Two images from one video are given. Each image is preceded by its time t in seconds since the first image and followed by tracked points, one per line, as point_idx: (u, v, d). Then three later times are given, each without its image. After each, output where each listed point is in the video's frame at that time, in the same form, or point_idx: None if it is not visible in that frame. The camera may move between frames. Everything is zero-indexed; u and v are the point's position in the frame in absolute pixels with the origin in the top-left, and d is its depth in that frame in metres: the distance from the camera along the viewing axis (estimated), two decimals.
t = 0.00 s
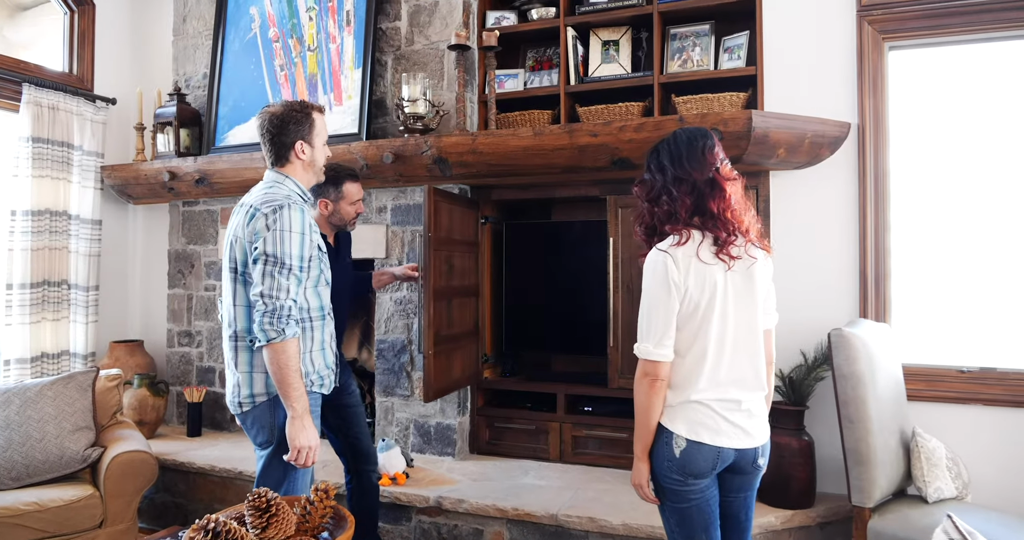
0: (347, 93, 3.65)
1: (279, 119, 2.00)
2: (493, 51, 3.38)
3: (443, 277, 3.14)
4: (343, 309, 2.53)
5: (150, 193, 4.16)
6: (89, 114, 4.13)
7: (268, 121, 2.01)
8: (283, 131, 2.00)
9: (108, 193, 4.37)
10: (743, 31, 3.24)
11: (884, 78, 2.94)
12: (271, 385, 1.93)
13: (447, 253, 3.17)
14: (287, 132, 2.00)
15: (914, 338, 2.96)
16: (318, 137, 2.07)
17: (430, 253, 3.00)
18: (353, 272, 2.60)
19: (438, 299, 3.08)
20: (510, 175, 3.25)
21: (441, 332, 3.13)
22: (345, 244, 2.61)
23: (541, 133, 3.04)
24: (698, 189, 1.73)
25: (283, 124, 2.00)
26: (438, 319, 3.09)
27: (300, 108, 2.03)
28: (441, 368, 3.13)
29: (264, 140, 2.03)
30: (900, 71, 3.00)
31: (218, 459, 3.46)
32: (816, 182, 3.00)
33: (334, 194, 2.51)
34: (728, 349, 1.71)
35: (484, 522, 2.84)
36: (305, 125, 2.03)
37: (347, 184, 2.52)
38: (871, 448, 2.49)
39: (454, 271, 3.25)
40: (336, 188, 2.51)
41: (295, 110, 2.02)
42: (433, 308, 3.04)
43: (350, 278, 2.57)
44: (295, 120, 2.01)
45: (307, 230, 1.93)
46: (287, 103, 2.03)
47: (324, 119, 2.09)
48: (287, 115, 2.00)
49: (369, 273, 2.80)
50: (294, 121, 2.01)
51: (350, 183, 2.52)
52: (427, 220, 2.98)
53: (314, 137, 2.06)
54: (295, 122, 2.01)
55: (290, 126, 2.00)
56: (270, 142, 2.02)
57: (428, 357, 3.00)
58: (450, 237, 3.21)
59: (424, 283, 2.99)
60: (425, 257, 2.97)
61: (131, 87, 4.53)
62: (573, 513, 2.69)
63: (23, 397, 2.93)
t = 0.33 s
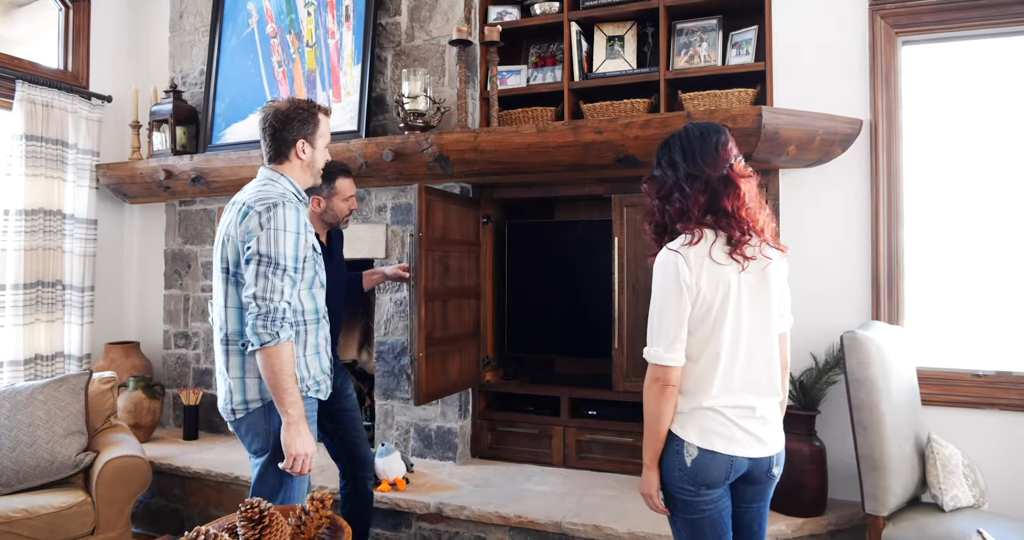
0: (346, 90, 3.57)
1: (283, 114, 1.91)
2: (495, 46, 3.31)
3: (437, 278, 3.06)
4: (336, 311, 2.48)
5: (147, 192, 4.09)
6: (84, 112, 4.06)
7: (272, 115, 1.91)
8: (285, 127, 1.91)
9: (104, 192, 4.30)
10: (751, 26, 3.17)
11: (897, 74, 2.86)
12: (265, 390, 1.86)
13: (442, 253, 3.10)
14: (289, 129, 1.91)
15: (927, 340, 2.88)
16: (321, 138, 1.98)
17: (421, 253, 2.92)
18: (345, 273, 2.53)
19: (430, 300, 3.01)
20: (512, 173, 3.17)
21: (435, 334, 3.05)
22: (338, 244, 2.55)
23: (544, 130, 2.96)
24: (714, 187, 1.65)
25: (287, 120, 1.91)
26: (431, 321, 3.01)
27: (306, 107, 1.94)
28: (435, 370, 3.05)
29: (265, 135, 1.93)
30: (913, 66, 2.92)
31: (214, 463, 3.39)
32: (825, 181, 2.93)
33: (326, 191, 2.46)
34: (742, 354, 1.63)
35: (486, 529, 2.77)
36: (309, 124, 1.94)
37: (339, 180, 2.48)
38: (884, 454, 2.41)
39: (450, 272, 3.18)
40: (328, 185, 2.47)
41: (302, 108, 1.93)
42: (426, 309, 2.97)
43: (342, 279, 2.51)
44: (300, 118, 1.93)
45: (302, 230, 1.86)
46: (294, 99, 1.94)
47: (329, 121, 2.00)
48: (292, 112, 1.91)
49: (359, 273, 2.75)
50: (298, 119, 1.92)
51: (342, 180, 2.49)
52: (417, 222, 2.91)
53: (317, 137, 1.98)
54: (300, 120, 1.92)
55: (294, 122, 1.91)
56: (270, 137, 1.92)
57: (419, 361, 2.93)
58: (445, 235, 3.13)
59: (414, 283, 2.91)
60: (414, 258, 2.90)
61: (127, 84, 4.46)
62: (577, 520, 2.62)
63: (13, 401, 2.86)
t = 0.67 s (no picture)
0: (345, 86, 3.50)
1: (282, 110, 1.83)
2: (497, 41, 3.23)
3: (432, 279, 2.98)
4: (331, 313, 2.39)
5: (142, 190, 4.02)
6: (79, 109, 3.98)
7: (270, 110, 1.83)
8: (284, 124, 1.83)
9: (99, 190, 4.23)
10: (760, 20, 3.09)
11: (910, 69, 2.78)
12: (257, 395, 1.78)
13: (436, 253, 3.02)
14: (287, 126, 1.83)
15: (941, 343, 2.80)
16: (319, 135, 1.90)
17: (414, 252, 2.85)
18: (342, 273, 2.45)
19: (425, 301, 2.93)
20: (514, 172, 3.10)
21: (429, 336, 2.98)
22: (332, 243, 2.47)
23: (548, 127, 2.89)
24: (729, 185, 1.57)
25: (285, 116, 1.83)
26: (425, 323, 2.94)
27: (306, 103, 1.86)
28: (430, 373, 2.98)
29: (261, 131, 1.85)
30: (927, 62, 2.84)
31: (210, 468, 3.32)
32: (834, 180, 2.86)
33: (320, 187, 2.39)
34: (756, 359, 1.56)
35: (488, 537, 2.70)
36: (308, 121, 1.87)
37: (333, 175, 2.41)
38: (899, 461, 2.33)
39: (447, 272, 3.10)
40: (321, 180, 2.40)
41: (302, 104, 1.86)
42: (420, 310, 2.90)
43: (338, 279, 2.42)
44: (299, 114, 1.85)
45: (299, 229, 1.78)
46: (293, 95, 1.86)
47: (328, 118, 1.93)
48: (291, 108, 1.84)
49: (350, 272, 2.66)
50: (297, 116, 1.85)
51: (335, 174, 2.42)
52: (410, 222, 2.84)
53: (316, 134, 1.90)
54: (298, 117, 1.85)
55: (293, 119, 1.84)
56: (266, 133, 1.85)
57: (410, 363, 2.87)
58: (440, 234, 3.05)
59: (407, 284, 2.84)
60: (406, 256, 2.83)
61: (123, 80, 4.38)
62: (581, 528, 2.55)
63: (3, 404, 2.79)
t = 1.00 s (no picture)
0: (343, 83, 3.43)
1: (268, 104, 1.76)
2: (499, 36, 3.16)
3: (428, 279, 2.91)
4: (329, 314, 2.34)
5: (138, 190, 3.95)
6: (74, 107, 3.92)
7: (256, 105, 1.76)
8: (272, 117, 1.76)
9: (95, 190, 4.16)
10: (768, 15, 3.02)
11: (923, 64, 2.71)
12: (249, 399, 1.71)
13: (433, 252, 2.95)
14: (276, 119, 1.76)
15: (954, 344, 2.73)
16: (310, 126, 1.82)
17: (409, 253, 2.78)
18: (337, 273, 2.40)
19: (421, 302, 2.86)
20: (516, 170, 3.03)
21: (426, 338, 2.91)
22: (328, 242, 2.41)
23: (551, 123, 2.82)
24: (741, 180, 1.49)
25: (272, 110, 1.76)
26: (421, 325, 2.87)
27: (292, 93, 1.78)
28: (426, 377, 2.92)
29: (251, 126, 1.78)
30: (941, 56, 2.77)
31: (207, 472, 3.25)
32: (843, 178, 2.79)
33: (316, 185, 2.31)
34: (770, 363, 1.48)
35: None
36: (297, 112, 1.78)
37: (329, 174, 2.32)
38: (913, 467, 2.25)
39: (445, 273, 3.03)
40: (318, 177, 2.32)
41: (287, 94, 1.78)
42: (416, 310, 2.83)
43: (333, 280, 2.37)
44: (286, 105, 1.77)
45: (298, 227, 1.69)
46: (277, 86, 1.79)
47: (318, 106, 1.84)
48: (277, 101, 1.76)
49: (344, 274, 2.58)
50: (284, 107, 1.77)
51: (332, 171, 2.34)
52: (405, 220, 2.76)
53: (307, 125, 1.82)
54: (286, 108, 1.77)
55: (280, 112, 1.76)
56: (256, 129, 1.78)
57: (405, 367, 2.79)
58: (437, 233, 2.98)
59: (401, 284, 2.77)
60: (401, 256, 2.76)
61: (119, 78, 4.32)
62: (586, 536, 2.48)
63: None
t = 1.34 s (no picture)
0: (339, 79, 3.37)
1: (256, 97, 1.69)
2: (498, 32, 3.09)
3: (423, 279, 2.85)
4: (324, 315, 2.28)
5: (131, 188, 3.88)
6: (66, 104, 3.85)
7: (243, 98, 1.69)
8: (260, 111, 1.69)
9: (87, 188, 4.09)
10: (773, 9, 2.96)
11: (932, 59, 2.65)
12: (239, 403, 1.63)
13: (429, 252, 2.89)
14: (264, 113, 1.69)
15: (965, 346, 2.67)
16: (301, 119, 1.75)
17: (403, 252, 2.72)
18: (331, 273, 2.34)
19: (415, 303, 2.80)
20: (515, 168, 2.96)
21: (421, 339, 2.84)
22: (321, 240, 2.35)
23: (552, 119, 2.75)
24: (751, 174, 1.42)
25: (260, 103, 1.69)
26: (416, 326, 2.81)
27: (279, 85, 1.71)
28: (422, 379, 2.86)
29: (239, 121, 1.71)
30: (951, 51, 2.70)
31: (200, 476, 3.18)
32: (850, 175, 2.73)
33: (307, 178, 2.26)
34: (783, 367, 1.41)
35: None
36: (285, 104, 1.71)
37: (320, 166, 2.28)
38: (926, 473, 2.18)
39: (441, 272, 2.97)
40: (308, 170, 2.27)
41: (274, 86, 1.70)
42: (410, 311, 2.77)
43: (327, 280, 2.31)
44: (274, 97, 1.70)
45: (291, 224, 1.62)
46: (263, 78, 1.71)
47: (307, 97, 1.77)
48: (265, 93, 1.69)
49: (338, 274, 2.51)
50: (272, 100, 1.69)
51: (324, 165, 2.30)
52: (399, 219, 2.70)
53: (297, 117, 1.75)
54: (274, 101, 1.69)
55: (268, 105, 1.69)
56: (244, 123, 1.71)
57: (400, 369, 2.73)
58: (433, 232, 2.91)
59: (395, 284, 2.71)
60: (395, 256, 2.71)
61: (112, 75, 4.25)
62: None
63: None
